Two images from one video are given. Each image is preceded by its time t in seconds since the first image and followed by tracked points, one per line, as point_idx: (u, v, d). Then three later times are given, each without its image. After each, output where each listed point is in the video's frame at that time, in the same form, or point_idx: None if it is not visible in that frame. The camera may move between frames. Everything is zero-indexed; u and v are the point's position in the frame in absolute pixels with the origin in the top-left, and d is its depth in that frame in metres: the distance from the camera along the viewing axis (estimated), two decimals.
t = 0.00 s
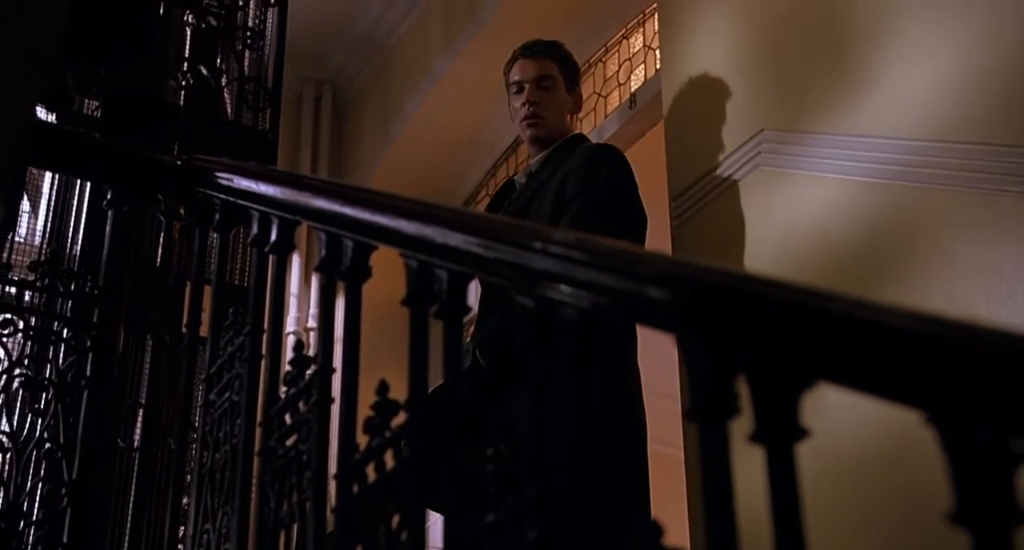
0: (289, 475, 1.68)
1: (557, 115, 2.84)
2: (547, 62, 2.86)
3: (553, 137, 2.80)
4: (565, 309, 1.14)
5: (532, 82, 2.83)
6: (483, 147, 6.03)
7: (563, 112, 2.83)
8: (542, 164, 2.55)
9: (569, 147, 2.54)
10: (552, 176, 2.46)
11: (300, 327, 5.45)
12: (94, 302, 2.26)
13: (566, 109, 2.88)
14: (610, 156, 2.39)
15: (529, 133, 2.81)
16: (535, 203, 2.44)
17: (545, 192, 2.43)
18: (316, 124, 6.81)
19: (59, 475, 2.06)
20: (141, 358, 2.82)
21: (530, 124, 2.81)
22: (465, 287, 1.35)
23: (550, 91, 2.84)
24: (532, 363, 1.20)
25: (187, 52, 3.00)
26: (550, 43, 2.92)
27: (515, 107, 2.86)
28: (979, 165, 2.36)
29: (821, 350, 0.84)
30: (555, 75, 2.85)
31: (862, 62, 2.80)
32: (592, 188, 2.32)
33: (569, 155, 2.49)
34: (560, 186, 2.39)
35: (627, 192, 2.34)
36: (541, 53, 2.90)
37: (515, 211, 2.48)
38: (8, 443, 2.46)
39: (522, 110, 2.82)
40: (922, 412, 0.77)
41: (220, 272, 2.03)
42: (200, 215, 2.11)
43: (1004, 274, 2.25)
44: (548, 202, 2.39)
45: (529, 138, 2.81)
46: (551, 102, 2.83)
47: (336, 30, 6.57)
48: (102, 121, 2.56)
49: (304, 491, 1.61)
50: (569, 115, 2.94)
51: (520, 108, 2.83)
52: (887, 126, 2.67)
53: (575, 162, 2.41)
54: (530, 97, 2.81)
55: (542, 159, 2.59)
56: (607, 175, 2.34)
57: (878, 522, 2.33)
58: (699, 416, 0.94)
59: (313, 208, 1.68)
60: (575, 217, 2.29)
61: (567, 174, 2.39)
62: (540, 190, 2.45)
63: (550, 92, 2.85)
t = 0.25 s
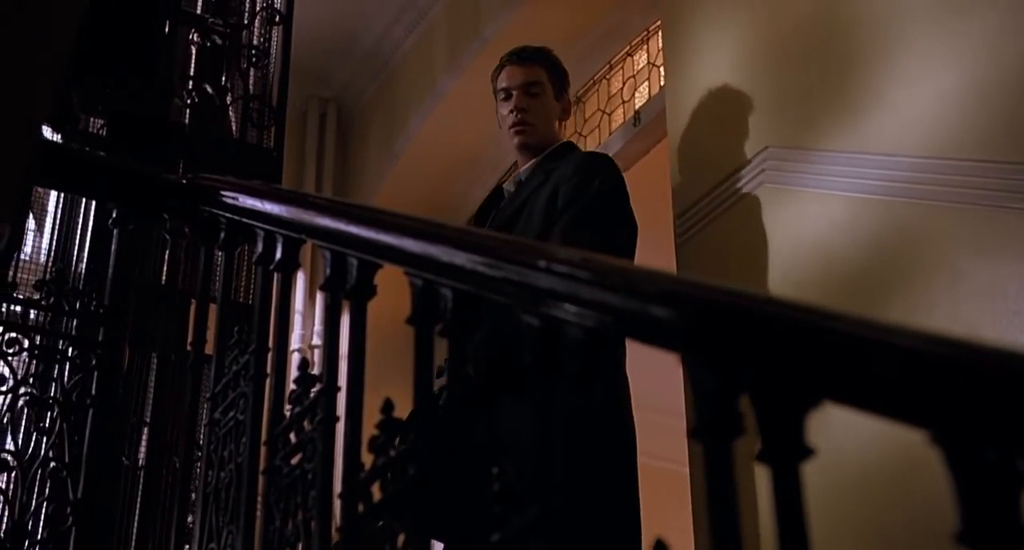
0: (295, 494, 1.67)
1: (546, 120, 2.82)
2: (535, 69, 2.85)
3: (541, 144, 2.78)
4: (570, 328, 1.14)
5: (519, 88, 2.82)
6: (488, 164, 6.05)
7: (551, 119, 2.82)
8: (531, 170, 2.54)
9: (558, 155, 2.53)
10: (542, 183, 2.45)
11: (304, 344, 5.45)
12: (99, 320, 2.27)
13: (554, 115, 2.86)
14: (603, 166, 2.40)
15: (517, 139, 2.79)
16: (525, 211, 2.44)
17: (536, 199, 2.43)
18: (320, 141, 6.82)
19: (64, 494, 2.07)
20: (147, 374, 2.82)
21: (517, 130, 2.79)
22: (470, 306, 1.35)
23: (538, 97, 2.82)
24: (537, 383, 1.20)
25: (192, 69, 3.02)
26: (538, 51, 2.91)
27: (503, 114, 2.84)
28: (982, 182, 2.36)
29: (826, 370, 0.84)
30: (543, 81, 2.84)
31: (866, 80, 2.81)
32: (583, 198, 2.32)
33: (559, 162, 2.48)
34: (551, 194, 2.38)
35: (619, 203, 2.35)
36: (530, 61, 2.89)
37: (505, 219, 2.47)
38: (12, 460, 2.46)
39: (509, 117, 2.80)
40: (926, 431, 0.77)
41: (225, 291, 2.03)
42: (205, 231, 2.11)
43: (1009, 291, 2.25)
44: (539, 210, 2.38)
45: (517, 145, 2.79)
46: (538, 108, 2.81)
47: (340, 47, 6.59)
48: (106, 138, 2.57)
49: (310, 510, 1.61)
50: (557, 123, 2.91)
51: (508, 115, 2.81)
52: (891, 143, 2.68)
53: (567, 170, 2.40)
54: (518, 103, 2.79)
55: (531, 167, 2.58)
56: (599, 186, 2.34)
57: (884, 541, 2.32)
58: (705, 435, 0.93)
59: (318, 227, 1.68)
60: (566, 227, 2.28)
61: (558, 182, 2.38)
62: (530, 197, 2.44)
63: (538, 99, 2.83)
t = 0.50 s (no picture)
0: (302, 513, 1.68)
1: (528, 119, 2.74)
2: (517, 68, 2.78)
3: (523, 144, 2.71)
4: (576, 348, 1.14)
5: (501, 88, 2.75)
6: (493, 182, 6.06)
7: (532, 118, 2.75)
8: (514, 173, 2.50)
9: (540, 157, 2.50)
10: (526, 185, 2.40)
11: (310, 362, 5.45)
12: (106, 339, 2.29)
13: (537, 115, 2.79)
14: (588, 167, 2.33)
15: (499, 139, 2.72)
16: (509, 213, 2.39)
17: (520, 201, 2.38)
18: (326, 160, 6.84)
19: (70, 514, 2.11)
20: (153, 393, 2.82)
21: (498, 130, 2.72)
22: (474, 325, 1.35)
23: (520, 97, 2.75)
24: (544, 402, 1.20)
25: (198, 88, 3.03)
26: (520, 48, 2.84)
27: (485, 114, 2.77)
28: (989, 200, 2.37)
29: (833, 390, 0.85)
30: (525, 81, 2.77)
31: (871, 97, 2.81)
32: (569, 199, 2.26)
33: (544, 165, 2.43)
34: (536, 196, 2.33)
35: (602, 203, 2.26)
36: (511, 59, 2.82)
37: (488, 222, 2.43)
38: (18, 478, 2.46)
39: (490, 117, 2.74)
40: (934, 451, 0.77)
41: (232, 309, 2.03)
42: (211, 250, 2.11)
43: (1016, 309, 2.25)
44: (524, 211, 2.34)
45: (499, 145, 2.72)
46: (520, 107, 2.74)
47: (346, 66, 6.61)
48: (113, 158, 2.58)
49: (316, 529, 1.61)
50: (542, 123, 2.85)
51: (489, 115, 2.74)
52: (897, 160, 2.68)
53: (552, 172, 2.35)
54: (499, 102, 2.73)
55: (515, 170, 2.52)
56: (585, 187, 2.27)
57: None
58: (712, 455, 0.93)
59: (324, 246, 1.68)
60: (553, 228, 2.23)
61: (543, 183, 2.33)
62: (515, 199, 2.40)
63: (520, 98, 2.76)
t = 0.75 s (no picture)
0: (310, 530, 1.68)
1: (509, 112, 2.72)
2: (498, 59, 2.75)
3: (504, 136, 2.69)
4: (584, 365, 1.13)
5: (482, 80, 2.72)
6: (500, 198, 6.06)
7: (514, 110, 2.72)
8: (494, 164, 2.54)
9: (520, 148, 2.54)
10: (506, 175, 2.45)
11: (317, 378, 5.44)
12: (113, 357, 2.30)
13: (518, 107, 2.76)
14: (565, 154, 2.37)
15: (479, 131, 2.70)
16: (489, 202, 2.44)
17: (499, 191, 2.42)
18: (332, 176, 6.85)
19: (78, 531, 2.10)
20: (161, 411, 2.82)
21: (479, 122, 2.70)
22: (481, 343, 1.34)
23: (501, 89, 2.72)
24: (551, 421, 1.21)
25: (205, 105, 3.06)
26: (502, 40, 2.81)
27: (466, 106, 2.75)
28: (996, 216, 2.37)
29: (841, 407, 0.85)
30: (507, 72, 2.74)
31: (877, 114, 2.81)
32: (548, 187, 2.31)
33: (524, 156, 2.48)
34: (516, 184, 2.38)
35: (583, 187, 2.30)
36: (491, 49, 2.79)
37: (467, 212, 2.47)
38: (26, 495, 2.46)
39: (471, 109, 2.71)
40: (943, 469, 0.78)
41: (239, 326, 2.03)
42: (220, 266, 2.12)
43: None
44: (504, 200, 2.38)
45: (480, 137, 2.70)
46: (501, 100, 2.72)
47: (353, 82, 6.63)
48: (120, 175, 2.58)
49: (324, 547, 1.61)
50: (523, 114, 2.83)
51: (470, 107, 2.72)
52: (905, 177, 2.68)
53: (531, 161, 2.40)
54: (481, 95, 2.70)
55: (496, 160, 2.55)
56: (567, 175, 2.32)
57: None
58: (720, 473, 0.93)
59: (331, 263, 1.69)
60: (533, 214, 2.27)
61: (524, 175, 2.38)
62: (495, 189, 2.44)
63: (501, 90, 2.73)
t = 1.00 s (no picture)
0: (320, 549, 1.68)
1: (499, 116, 2.66)
2: (488, 61, 2.69)
3: (494, 140, 2.63)
4: (595, 384, 1.13)
5: (472, 82, 2.66)
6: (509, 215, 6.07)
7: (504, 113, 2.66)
8: (482, 165, 2.48)
9: (509, 151, 2.48)
10: (494, 177, 2.39)
11: (327, 396, 5.45)
12: (124, 376, 2.32)
13: (508, 110, 2.70)
14: (555, 156, 2.32)
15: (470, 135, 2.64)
16: (478, 204, 2.38)
17: (488, 192, 2.36)
18: (342, 194, 6.87)
19: None
20: (170, 430, 2.82)
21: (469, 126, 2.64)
22: (492, 361, 1.35)
23: (491, 91, 2.67)
24: (562, 439, 1.21)
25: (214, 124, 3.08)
26: (492, 42, 2.75)
27: (455, 109, 2.69)
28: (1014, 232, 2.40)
29: (850, 425, 0.85)
30: (497, 75, 2.68)
31: (888, 131, 2.83)
32: (537, 191, 2.25)
33: (514, 157, 2.42)
34: (504, 187, 2.33)
35: (572, 190, 2.24)
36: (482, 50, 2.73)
37: (455, 215, 2.41)
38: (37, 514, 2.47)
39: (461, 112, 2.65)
40: (954, 488, 0.78)
41: (250, 345, 2.03)
42: (229, 285, 2.12)
43: None
44: (491, 202, 2.33)
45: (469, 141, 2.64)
46: (492, 103, 2.66)
47: (362, 100, 6.66)
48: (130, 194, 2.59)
49: None
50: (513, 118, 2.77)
51: (460, 110, 2.66)
52: (917, 195, 2.70)
53: (521, 163, 2.35)
54: (472, 98, 2.64)
55: (484, 162, 2.49)
56: (556, 178, 2.26)
57: None
58: (730, 492, 0.93)
59: (341, 281, 1.69)
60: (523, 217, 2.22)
61: (514, 178, 2.33)
62: (483, 190, 2.38)
63: (492, 93, 2.67)
